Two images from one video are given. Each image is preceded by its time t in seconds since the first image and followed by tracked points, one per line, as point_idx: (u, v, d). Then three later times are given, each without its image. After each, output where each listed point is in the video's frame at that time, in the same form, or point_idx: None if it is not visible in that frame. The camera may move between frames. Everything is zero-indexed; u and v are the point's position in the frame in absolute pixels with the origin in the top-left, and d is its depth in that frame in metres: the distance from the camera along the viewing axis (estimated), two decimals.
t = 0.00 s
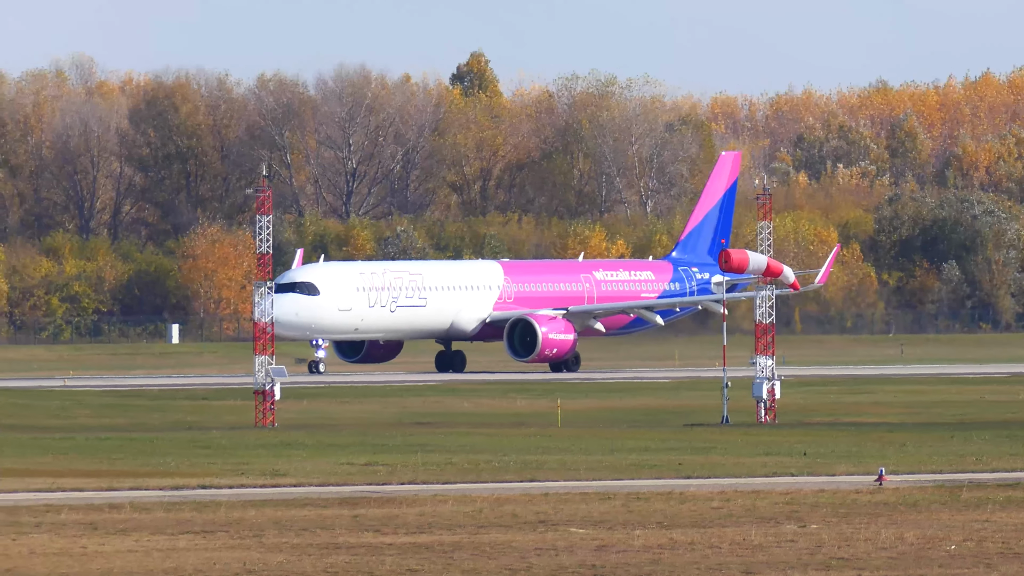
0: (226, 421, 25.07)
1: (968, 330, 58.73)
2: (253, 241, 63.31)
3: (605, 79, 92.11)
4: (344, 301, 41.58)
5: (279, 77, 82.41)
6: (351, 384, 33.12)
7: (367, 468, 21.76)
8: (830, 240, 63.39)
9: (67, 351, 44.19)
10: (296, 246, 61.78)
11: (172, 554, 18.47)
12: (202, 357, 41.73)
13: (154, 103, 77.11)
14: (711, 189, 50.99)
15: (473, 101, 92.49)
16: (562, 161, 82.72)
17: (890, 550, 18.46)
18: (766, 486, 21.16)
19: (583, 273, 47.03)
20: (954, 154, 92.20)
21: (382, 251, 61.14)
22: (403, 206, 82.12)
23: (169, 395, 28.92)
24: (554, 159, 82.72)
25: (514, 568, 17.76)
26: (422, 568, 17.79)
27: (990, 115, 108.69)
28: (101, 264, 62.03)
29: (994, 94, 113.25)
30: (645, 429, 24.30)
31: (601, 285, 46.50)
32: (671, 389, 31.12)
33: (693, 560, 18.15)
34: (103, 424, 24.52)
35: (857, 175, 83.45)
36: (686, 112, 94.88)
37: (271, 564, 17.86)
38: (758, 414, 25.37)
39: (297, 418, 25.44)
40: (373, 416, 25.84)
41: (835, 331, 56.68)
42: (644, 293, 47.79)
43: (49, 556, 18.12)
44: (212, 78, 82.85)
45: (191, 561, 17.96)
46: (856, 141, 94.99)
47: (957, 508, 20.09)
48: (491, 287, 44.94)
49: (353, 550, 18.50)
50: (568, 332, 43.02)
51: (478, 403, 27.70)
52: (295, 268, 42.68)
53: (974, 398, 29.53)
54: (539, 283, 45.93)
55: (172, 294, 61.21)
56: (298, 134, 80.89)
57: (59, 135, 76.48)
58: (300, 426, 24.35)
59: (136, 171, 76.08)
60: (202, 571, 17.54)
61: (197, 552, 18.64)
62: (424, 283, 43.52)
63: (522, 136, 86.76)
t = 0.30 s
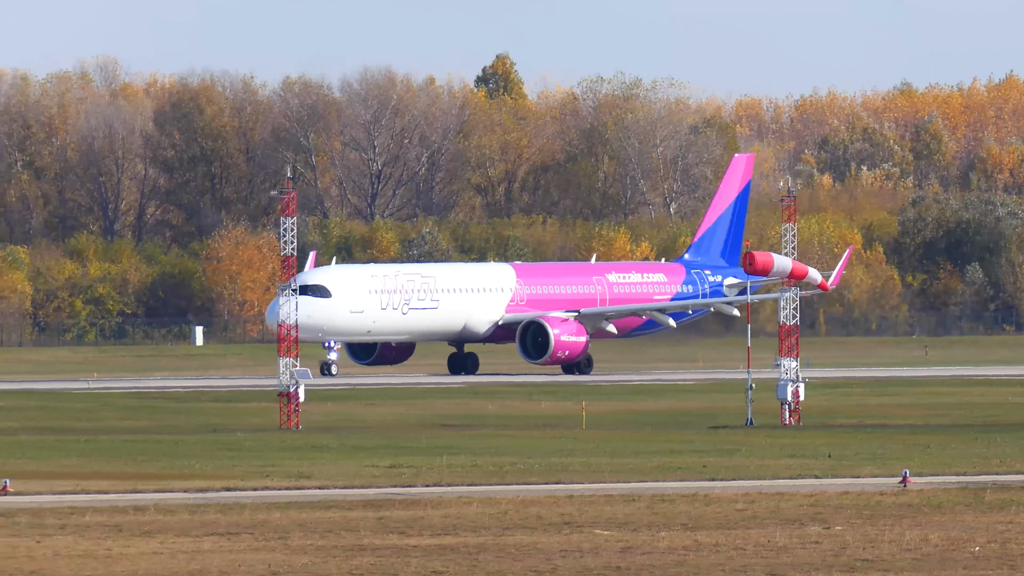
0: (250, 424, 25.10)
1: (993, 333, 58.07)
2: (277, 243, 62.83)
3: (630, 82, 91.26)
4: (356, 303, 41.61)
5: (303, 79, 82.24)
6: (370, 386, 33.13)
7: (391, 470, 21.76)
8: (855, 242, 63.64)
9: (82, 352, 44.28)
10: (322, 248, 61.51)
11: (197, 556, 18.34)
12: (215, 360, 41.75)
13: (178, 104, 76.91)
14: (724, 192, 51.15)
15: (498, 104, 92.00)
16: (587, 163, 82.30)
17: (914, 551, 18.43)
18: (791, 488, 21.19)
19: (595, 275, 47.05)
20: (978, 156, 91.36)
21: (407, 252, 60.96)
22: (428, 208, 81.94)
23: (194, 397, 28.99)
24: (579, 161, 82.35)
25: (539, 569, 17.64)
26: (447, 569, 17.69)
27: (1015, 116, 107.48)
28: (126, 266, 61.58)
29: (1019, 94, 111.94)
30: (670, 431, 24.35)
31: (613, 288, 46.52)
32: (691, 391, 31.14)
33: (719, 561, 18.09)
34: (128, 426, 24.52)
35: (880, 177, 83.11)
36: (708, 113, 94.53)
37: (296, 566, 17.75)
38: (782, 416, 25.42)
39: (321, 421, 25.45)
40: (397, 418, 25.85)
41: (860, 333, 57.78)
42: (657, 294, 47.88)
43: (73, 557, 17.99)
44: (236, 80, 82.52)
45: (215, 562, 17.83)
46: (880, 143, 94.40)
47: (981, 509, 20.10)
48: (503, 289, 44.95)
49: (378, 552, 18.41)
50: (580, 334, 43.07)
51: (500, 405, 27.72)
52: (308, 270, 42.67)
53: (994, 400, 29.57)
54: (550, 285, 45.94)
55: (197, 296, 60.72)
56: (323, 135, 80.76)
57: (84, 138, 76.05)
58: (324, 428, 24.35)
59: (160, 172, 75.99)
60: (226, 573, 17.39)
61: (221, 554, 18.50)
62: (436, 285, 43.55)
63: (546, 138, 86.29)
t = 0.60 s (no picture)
0: (274, 425, 25.16)
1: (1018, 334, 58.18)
2: (303, 244, 62.46)
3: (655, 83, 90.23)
4: (368, 304, 41.62)
5: (328, 81, 82.17)
6: (392, 388, 33.17)
7: (415, 471, 21.78)
8: (880, 244, 63.38)
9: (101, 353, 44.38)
10: (346, 249, 61.29)
11: (222, 557, 18.21)
12: (233, 362, 41.81)
13: (204, 107, 76.92)
14: (736, 194, 51.23)
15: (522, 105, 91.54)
16: (611, 165, 80.80)
17: (941, 553, 18.35)
18: (816, 489, 21.19)
19: (609, 277, 46.98)
20: (1005, 158, 90.48)
21: (432, 254, 60.82)
22: (453, 209, 81.68)
23: (219, 397, 29.07)
24: (604, 162, 80.76)
25: (565, 570, 17.51)
26: (472, 570, 17.58)
27: None
28: (151, 267, 61.28)
29: None
30: (694, 432, 24.39)
31: (626, 289, 46.46)
32: (713, 392, 31.14)
33: (745, 562, 18.00)
34: (152, 426, 24.56)
35: (904, 179, 82.63)
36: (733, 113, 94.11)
37: (321, 567, 17.63)
38: (806, 417, 25.43)
39: (346, 422, 25.50)
40: (421, 419, 25.89)
41: (886, 334, 57.92)
42: (670, 296, 47.85)
43: (98, 558, 17.88)
44: (262, 81, 82.32)
45: (240, 563, 17.71)
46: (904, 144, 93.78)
47: (1006, 511, 20.07)
48: (517, 290, 44.88)
49: (403, 553, 18.31)
50: (594, 335, 43.07)
51: (523, 406, 27.74)
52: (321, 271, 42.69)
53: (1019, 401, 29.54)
54: (564, 287, 45.85)
55: (223, 297, 60.24)
56: (348, 137, 80.19)
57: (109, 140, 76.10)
58: (349, 429, 24.39)
59: (186, 174, 76.04)
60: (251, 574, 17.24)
61: (246, 555, 18.36)
62: (450, 287, 43.58)
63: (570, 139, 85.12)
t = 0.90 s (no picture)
0: (298, 426, 25.22)
1: None
2: (326, 246, 62.44)
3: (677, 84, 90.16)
4: (378, 305, 41.63)
5: (351, 82, 82.35)
6: (413, 388, 33.23)
7: (439, 471, 21.82)
8: (902, 245, 63.33)
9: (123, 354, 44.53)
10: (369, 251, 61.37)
11: (246, 557, 18.26)
12: (253, 363, 41.91)
13: (227, 108, 77.10)
14: (747, 193, 51.11)
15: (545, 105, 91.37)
16: (633, 166, 80.90)
17: (964, 553, 18.31)
18: (838, 490, 21.21)
19: (618, 278, 47.01)
20: None
21: (456, 255, 60.92)
22: (475, 211, 81.26)
23: (243, 398, 29.14)
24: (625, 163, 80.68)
25: (588, 571, 17.52)
26: (494, 570, 17.59)
27: None
28: (175, 269, 61.38)
29: None
30: (717, 433, 24.37)
31: (636, 290, 46.47)
32: (734, 392, 31.14)
33: (767, 563, 18.00)
34: (177, 426, 24.66)
35: (925, 179, 82.21)
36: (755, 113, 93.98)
37: (344, 567, 17.65)
38: (829, 418, 25.41)
39: (369, 423, 25.57)
40: (443, 420, 25.94)
41: (907, 335, 57.95)
42: (680, 297, 47.84)
43: (123, 558, 17.93)
44: (284, 83, 82.35)
45: (264, 564, 17.74)
46: (926, 144, 93.40)
47: None
48: (526, 291, 44.96)
49: (426, 553, 18.32)
50: (603, 336, 42.99)
51: (546, 407, 27.76)
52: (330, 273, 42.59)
53: None
54: (573, 287, 45.89)
55: (246, 299, 60.10)
56: (370, 138, 80.47)
57: (132, 140, 76.30)
58: (372, 429, 24.45)
59: (209, 175, 76.12)
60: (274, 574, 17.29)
61: (270, 555, 18.40)
62: (458, 288, 43.63)
63: (592, 140, 85.57)
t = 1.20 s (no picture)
0: (316, 426, 25.27)
1: None
2: (342, 246, 62.49)
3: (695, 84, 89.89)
4: (383, 305, 41.61)
5: (368, 83, 82.23)
6: (431, 388, 33.28)
7: (457, 472, 21.85)
8: (918, 245, 63.06)
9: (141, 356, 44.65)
10: (385, 251, 61.26)
11: (264, 557, 18.30)
12: (271, 364, 41.98)
13: (245, 109, 77.19)
14: (752, 194, 51.17)
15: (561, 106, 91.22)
16: (650, 166, 80.37)
17: (983, 554, 18.27)
18: (856, 490, 21.19)
19: (623, 278, 47.00)
20: None
21: (472, 255, 60.96)
22: (491, 211, 81.16)
23: (261, 398, 29.19)
24: (642, 164, 80.39)
25: (605, 571, 17.52)
26: (512, 570, 17.59)
27: None
28: (192, 269, 61.38)
29: None
30: (735, 433, 24.34)
31: (641, 290, 46.46)
32: (750, 393, 31.13)
33: (785, 563, 17.97)
34: (195, 426, 24.71)
35: (943, 178, 81.83)
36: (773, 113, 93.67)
37: (361, 568, 17.66)
38: (846, 418, 25.38)
39: (388, 424, 25.61)
40: (461, 421, 25.96)
41: (925, 334, 57.87)
42: (684, 297, 47.80)
43: (141, 559, 17.98)
44: (302, 84, 82.05)
45: (282, 564, 17.76)
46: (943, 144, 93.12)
47: None
48: (530, 291, 44.99)
49: (443, 554, 18.34)
50: (608, 336, 43.02)
51: (564, 408, 27.76)
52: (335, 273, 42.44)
53: None
54: (578, 287, 45.89)
55: (263, 300, 60.05)
56: (387, 139, 80.50)
57: (150, 141, 76.39)
58: (390, 429, 24.50)
59: (228, 176, 76.44)
60: (292, 574, 17.31)
61: (288, 555, 18.44)
62: (463, 288, 43.69)
63: (611, 141, 83.89)
